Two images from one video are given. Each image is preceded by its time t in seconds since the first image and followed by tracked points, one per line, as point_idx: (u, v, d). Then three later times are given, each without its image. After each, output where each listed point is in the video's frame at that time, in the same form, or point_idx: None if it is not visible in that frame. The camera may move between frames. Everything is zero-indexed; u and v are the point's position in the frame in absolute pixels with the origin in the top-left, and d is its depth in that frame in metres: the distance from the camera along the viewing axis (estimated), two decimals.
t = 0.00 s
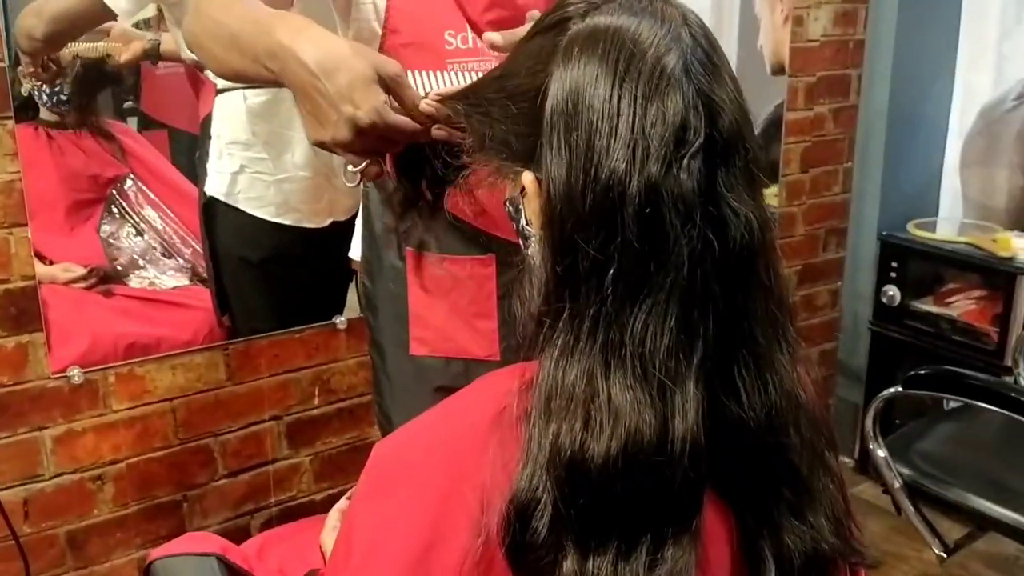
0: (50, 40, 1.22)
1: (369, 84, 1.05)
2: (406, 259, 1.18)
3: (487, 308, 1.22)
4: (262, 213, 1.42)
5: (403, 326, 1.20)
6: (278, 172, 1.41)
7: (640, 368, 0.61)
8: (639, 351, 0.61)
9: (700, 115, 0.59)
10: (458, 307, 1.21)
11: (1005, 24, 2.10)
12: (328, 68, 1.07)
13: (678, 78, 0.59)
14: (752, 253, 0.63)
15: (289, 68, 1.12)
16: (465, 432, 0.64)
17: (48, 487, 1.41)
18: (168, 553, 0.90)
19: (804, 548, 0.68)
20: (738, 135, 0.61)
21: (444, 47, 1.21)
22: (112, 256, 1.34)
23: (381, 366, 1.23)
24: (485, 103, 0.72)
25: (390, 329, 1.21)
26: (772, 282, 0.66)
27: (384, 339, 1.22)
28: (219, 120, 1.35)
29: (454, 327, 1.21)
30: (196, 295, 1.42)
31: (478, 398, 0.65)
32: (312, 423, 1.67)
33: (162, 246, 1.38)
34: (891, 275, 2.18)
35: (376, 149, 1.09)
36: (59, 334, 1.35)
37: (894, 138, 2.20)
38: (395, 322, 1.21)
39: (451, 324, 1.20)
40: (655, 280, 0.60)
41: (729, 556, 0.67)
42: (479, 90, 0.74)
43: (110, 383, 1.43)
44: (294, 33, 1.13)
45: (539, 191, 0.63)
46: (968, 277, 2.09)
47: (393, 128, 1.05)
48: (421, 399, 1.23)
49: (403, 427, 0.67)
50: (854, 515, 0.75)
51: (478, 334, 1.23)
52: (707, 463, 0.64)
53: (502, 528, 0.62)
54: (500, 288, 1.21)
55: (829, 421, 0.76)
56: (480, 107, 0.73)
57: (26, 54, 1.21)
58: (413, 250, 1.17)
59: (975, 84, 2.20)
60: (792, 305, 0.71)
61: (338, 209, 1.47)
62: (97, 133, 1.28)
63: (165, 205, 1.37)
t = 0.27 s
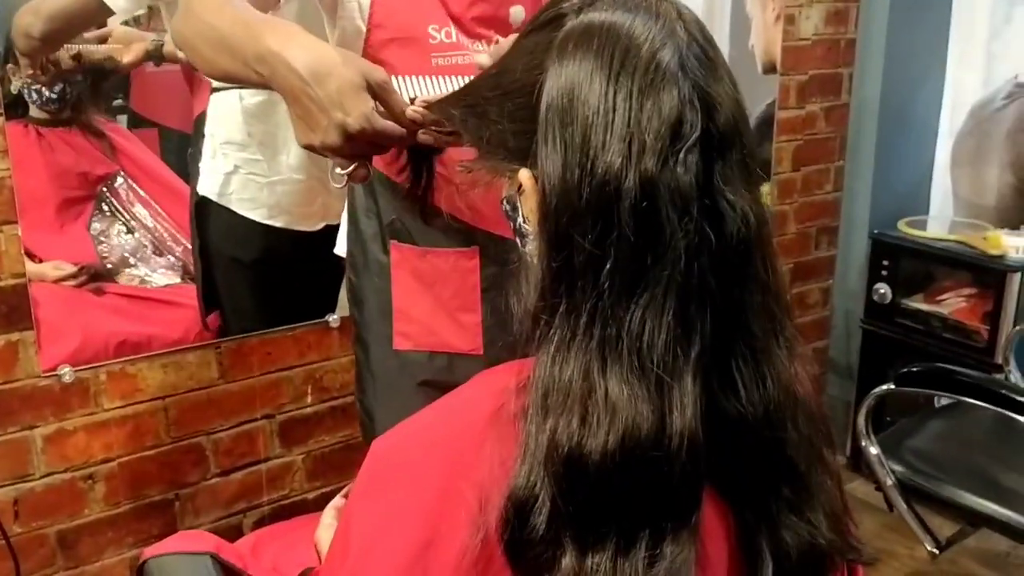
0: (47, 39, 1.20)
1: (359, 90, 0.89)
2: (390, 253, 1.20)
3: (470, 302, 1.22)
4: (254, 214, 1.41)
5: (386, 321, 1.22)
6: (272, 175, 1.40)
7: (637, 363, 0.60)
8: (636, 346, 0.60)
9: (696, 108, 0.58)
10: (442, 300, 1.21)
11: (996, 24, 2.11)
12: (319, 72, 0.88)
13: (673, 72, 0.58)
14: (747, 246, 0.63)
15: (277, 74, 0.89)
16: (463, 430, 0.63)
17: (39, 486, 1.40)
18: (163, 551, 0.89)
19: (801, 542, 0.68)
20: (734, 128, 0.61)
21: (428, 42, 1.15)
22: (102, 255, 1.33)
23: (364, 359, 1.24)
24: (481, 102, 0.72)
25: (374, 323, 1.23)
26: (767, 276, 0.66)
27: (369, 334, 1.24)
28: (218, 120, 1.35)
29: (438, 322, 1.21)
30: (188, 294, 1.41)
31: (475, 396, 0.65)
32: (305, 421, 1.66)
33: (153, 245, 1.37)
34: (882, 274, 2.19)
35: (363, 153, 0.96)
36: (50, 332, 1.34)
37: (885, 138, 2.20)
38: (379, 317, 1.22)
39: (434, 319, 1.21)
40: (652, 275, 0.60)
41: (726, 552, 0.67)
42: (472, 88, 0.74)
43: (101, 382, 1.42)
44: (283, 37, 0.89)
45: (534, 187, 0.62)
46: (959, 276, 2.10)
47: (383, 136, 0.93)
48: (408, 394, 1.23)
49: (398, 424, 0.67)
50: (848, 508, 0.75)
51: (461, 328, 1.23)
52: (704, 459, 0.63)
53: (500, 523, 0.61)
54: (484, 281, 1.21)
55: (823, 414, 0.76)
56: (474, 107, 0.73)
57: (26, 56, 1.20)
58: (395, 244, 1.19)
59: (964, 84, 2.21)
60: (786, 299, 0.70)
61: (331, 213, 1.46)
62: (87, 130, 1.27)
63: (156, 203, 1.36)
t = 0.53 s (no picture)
0: (45, 42, 1.20)
1: (334, 111, 0.92)
2: (381, 251, 1.20)
3: (463, 299, 1.22)
4: (248, 218, 1.38)
5: (377, 319, 1.22)
6: (269, 179, 1.37)
7: (630, 357, 0.59)
8: (628, 344, 0.59)
9: (688, 104, 0.58)
10: (435, 298, 1.21)
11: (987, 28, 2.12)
12: (296, 91, 0.92)
13: (665, 69, 0.57)
14: (740, 242, 0.62)
15: (255, 91, 0.95)
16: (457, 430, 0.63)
17: (31, 488, 1.39)
18: (156, 553, 0.89)
19: (795, 539, 0.67)
20: (725, 125, 0.60)
21: (418, 43, 1.15)
22: (94, 256, 1.32)
23: (357, 360, 1.24)
24: (472, 105, 0.72)
25: (366, 322, 1.23)
26: (760, 273, 0.65)
27: (361, 334, 1.23)
28: (214, 120, 1.33)
29: (430, 321, 1.21)
30: (181, 296, 1.40)
31: (469, 396, 0.64)
32: (298, 423, 1.66)
33: (145, 247, 1.36)
34: (874, 276, 2.19)
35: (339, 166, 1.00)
36: (42, 334, 1.33)
37: (877, 140, 2.22)
38: (371, 316, 1.22)
39: (426, 318, 1.21)
40: (644, 269, 0.59)
41: (720, 548, 0.67)
42: (464, 90, 0.75)
43: (94, 385, 1.42)
44: (264, 56, 0.94)
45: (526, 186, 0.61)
46: (951, 277, 2.11)
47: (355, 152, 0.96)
48: (399, 394, 1.24)
49: (394, 424, 0.67)
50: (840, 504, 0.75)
51: (453, 325, 1.23)
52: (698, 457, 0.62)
53: (494, 522, 0.61)
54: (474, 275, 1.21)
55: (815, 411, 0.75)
56: (466, 110, 0.73)
57: (19, 65, 1.20)
58: (387, 243, 1.19)
59: (955, 87, 2.22)
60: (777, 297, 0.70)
61: (327, 218, 1.44)
62: (80, 132, 1.27)
63: (148, 205, 1.35)
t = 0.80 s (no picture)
0: (39, 45, 1.20)
1: (310, 130, 1.02)
2: (369, 247, 1.20)
3: (451, 295, 1.24)
4: (243, 218, 1.38)
5: (367, 317, 1.22)
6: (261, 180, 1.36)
7: (620, 357, 0.59)
8: (618, 345, 0.59)
9: (677, 103, 0.57)
10: (422, 295, 1.23)
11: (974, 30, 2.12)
12: (273, 109, 1.01)
13: (654, 67, 0.57)
14: (730, 241, 0.62)
15: (232, 105, 1.03)
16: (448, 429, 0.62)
17: (16, 489, 1.38)
18: (143, 555, 0.88)
19: (786, 538, 0.67)
20: (714, 123, 0.60)
21: (407, 39, 1.15)
22: (80, 255, 1.31)
23: (346, 356, 1.24)
24: (461, 105, 0.71)
25: (355, 319, 1.23)
26: (749, 272, 0.64)
27: (351, 331, 1.23)
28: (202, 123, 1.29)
29: (420, 317, 1.23)
30: (169, 296, 1.40)
31: (460, 396, 0.64)
32: (286, 423, 1.65)
33: (131, 245, 1.35)
34: (862, 276, 2.20)
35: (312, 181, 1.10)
36: (28, 332, 1.32)
37: (864, 140, 2.22)
38: (360, 314, 1.22)
39: (415, 315, 1.22)
40: (634, 268, 0.58)
41: (711, 550, 0.67)
42: (454, 89, 0.74)
43: (80, 385, 1.41)
44: (242, 72, 1.02)
45: (517, 186, 0.61)
46: (938, 278, 2.12)
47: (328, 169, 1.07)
48: (388, 392, 1.23)
49: (384, 425, 0.66)
50: (830, 502, 0.75)
51: (442, 322, 1.25)
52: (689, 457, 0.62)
53: (485, 521, 0.61)
54: (463, 272, 1.23)
55: (806, 411, 0.75)
56: (454, 112, 0.72)
57: (12, 71, 1.19)
58: (375, 240, 1.19)
59: (943, 88, 2.21)
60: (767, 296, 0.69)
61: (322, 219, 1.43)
62: (66, 129, 1.26)
63: (135, 203, 1.34)
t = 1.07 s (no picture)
0: (36, 49, 1.20)
1: (267, 139, 0.93)
2: (364, 246, 1.20)
3: (444, 291, 1.24)
4: (239, 218, 1.37)
5: (360, 315, 1.21)
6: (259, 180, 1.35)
7: (619, 354, 0.59)
8: (616, 342, 0.59)
9: (675, 102, 0.57)
10: (416, 292, 1.23)
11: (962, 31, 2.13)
12: (230, 121, 0.93)
13: (652, 65, 0.57)
14: (728, 239, 0.62)
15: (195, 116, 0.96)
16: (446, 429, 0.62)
17: (5, 489, 1.37)
18: (136, 554, 0.89)
19: (782, 536, 0.67)
20: (712, 122, 0.60)
21: (399, 37, 1.15)
22: (69, 254, 1.30)
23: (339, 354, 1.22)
24: (457, 104, 0.71)
25: (348, 317, 1.21)
26: (746, 271, 0.65)
27: (344, 328, 1.22)
28: (194, 131, 1.26)
29: (412, 313, 1.22)
30: (159, 295, 1.39)
31: (457, 394, 0.64)
32: (277, 423, 1.65)
33: (121, 244, 1.34)
34: (852, 276, 2.22)
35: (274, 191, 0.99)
36: (16, 332, 1.31)
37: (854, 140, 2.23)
38: (353, 311, 1.21)
39: (407, 312, 1.22)
40: (632, 266, 0.58)
41: (709, 549, 0.67)
42: (450, 86, 0.74)
43: (70, 384, 1.40)
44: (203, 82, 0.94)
45: (514, 184, 0.61)
46: (926, 278, 2.13)
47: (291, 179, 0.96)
48: (384, 389, 1.22)
49: (381, 424, 0.66)
50: (825, 501, 0.75)
51: (434, 319, 1.25)
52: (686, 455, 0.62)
53: (483, 519, 0.61)
54: (457, 270, 1.23)
55: (801, 410, 0.76)
56: (450, 111, 0.72)
57: None
58: (369, 237, 1.19)
59: (932, 89, 2.22)
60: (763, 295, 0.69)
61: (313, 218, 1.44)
62: (54, 127, 1.25)
63: (124, 202, 1.33)
